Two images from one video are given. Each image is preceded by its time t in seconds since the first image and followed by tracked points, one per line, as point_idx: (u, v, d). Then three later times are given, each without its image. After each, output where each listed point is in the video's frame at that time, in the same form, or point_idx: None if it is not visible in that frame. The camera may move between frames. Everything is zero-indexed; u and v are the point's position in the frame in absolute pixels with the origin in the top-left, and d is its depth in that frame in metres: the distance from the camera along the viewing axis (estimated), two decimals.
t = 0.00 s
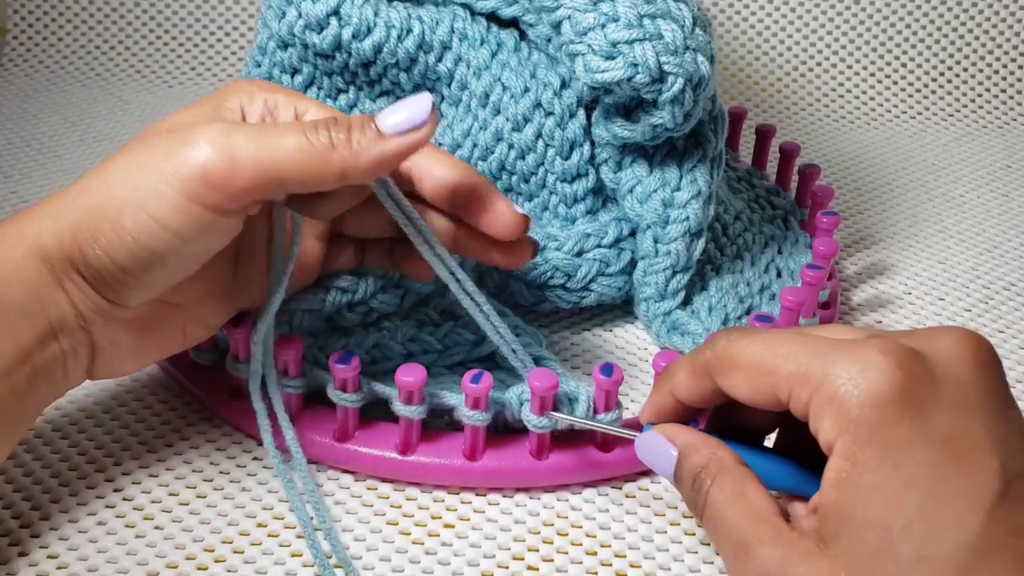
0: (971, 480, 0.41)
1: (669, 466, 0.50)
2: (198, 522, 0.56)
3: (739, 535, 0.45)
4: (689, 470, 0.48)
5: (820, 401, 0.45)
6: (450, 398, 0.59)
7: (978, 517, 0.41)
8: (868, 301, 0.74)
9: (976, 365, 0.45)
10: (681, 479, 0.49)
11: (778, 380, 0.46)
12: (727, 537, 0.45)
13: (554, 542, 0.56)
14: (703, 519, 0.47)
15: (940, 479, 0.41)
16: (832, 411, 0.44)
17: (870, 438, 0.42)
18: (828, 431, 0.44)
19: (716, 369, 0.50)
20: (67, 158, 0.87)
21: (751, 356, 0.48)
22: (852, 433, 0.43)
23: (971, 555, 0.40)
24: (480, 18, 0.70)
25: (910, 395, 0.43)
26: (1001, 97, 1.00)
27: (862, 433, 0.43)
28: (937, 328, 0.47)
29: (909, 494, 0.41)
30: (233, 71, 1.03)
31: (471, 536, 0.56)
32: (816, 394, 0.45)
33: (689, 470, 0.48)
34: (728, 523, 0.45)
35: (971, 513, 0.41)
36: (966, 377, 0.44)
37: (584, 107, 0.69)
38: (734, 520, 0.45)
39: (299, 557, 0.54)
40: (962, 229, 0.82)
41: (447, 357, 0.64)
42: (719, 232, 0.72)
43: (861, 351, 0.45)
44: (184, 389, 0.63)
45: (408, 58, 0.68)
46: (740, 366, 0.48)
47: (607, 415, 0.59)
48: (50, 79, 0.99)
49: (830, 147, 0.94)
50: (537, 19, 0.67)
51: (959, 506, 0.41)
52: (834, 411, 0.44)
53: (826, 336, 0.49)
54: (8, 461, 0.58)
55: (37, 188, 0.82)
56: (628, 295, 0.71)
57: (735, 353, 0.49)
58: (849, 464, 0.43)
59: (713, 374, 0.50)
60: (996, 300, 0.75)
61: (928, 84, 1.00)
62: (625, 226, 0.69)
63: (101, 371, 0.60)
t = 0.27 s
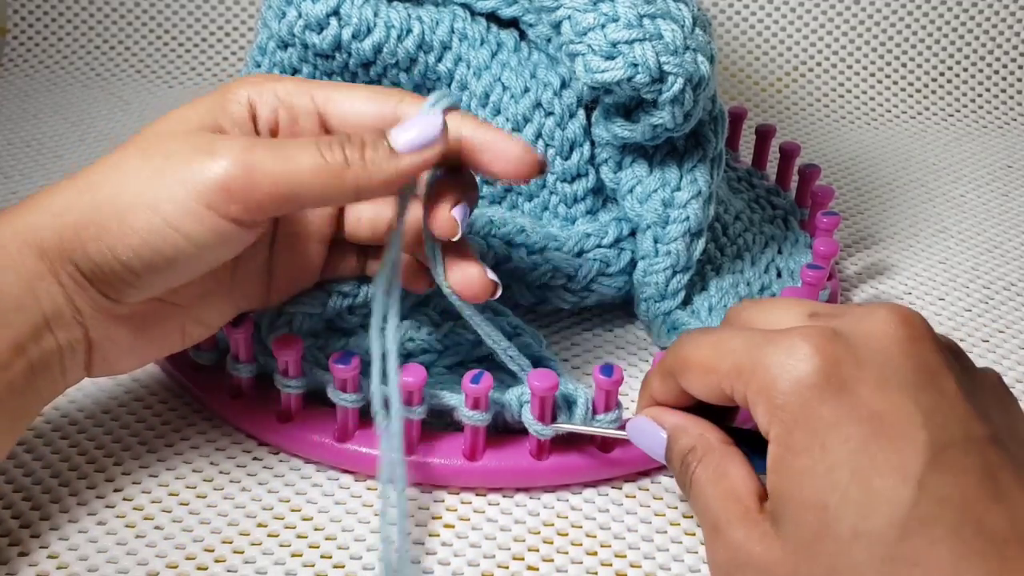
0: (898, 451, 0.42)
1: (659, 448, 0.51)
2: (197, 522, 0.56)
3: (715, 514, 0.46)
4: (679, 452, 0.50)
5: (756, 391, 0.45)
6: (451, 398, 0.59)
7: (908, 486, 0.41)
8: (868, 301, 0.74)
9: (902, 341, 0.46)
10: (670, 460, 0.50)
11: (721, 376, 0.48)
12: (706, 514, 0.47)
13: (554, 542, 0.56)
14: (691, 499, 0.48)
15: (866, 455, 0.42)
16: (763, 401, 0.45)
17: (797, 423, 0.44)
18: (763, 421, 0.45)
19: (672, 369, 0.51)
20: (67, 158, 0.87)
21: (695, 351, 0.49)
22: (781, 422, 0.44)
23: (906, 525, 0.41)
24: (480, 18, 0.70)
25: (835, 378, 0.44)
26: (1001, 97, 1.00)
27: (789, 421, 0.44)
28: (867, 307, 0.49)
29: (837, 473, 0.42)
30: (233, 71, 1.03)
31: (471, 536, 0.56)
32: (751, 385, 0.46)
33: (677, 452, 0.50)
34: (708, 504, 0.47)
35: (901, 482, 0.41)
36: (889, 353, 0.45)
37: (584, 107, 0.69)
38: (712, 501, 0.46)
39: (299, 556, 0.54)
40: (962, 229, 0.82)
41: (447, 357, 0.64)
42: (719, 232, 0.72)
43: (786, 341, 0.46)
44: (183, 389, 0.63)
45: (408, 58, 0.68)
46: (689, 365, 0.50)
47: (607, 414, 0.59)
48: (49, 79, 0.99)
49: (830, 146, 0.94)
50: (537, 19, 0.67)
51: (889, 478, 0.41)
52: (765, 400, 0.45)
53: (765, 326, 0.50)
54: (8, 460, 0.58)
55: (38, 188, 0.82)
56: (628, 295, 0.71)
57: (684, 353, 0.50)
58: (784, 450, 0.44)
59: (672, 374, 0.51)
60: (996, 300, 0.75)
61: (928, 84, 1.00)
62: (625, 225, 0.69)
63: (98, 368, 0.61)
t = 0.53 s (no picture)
0: (903, 451, 0.42)
1: (660, 449, 0.51)
2: (198, 523, 0.56)
3: (716, 515, 0.46)
4: (679, 453, 0.50)
5: (760, 389, 0.45)
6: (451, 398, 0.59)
7: (913, 485, 0.41)
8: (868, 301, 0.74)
9: (905, 342, 0.46)
10: (669, 461, 0.50)
11: (725, 375, 0.48)
12: (706, 515, 0.47)
13: (554, 540, 0.56)
14: (690, 499, 0.48)
15: (873, 454, 0.42)
16: (767, 400, 0.45)
17: (803, 422, 0.44)
18: (767, 420, 0.45)
19: (675, 369, 0.51)
20: (67, 158, 0.87)
21: (699, 350, 0.49)
22: (786, 421, 0.44)
23: (911, 524, 0.41)
24: (479, 18, 0.70)
25: (839, 378, 0.44)
26: (1001, 97, 1.00)
27: (793, 420, 0.44)
28: (873, 308, 0.48)
29: (844, 472, 0.42)
30: (233, 71, 1.03)
31: (471, 536, 0.56)
32: (754, 384, 0.46)
33: (676, 453, 0.50)
34: (708, 504, 0.47)
35: (906, 481, 0.41)
36: (893, 353, 0.45)
37: (584, 107, 0.69)
38: (713, 502, 0.46)
39: (299, 557, 0.54)
40: (962, 229, 0.82)
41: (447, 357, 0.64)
42: (719, 232, 0.72)
43: (790, 340, 0.46)
44: (184, 390, 0.64)
45: (408, 59, 0.68)
46: (693, 364, 0.50)
47: (607, 414, 0.59)
48: (50, 79, 0.99)
49: (829, 146, 0.94)
50: (537, 19, 0.67)
51: (894, 477, 0.41)
52: (768, 399, 0.45)
53: (768, 327, 0.50)
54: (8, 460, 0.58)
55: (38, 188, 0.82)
56: (628, 295, 0.71)
57: (688, 352, 0.50)
58: (788, 449, 0.44)
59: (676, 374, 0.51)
60: (996, 300, 0.75)
61: (928, 84, 1.00)
62: (624, 225, 0.69)
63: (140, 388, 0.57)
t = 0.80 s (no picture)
0: (899, 443, 0.42)
1: (658, 446, 0.51)
2: (198, 523, 0.56)
3: (716, 514, 0.46)
4: (678, 452, 0.50)
5: (754, 384, 0.45)
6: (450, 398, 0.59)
7: (910, 477, 0.41)
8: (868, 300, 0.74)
9: (897, 336, 0.46)
10: (668, 460, 0.50)
11: (720, 373, 0.48)
12: (707, 514, 0.47)
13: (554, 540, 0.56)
14: (690, 498, 0.48)
15: (869, 448, 0.42)
16: (761, 394, 0.45)
17: (798, 418, 0.43)
18: (761, 415, 0.45)
19: (672, 368, 0.51)
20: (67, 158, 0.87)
21: (695, 349, 0.49)
22: (781, 416, 0.44)
23: (910, 514, 0.41)
24: (479, 18, 0.70)
25: (832, 372, 0.44)
26: (1001, 97, 1.00)
27: (789, 416, 0.44)
28: (862, 305, 0.49)
29: (841, 466, 0.42)
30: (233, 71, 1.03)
31: (471, 536, 0.56)
32: (748, 380, 0.46)
33: (676, 451, 0.50)
34: (709, 502, 0.47)
35: (904, 473, 0.41)
36: (887, 349, 0.45)
37: (584, 107, 0.69)
38: (713, 499, 0.46)
39: (299, 556, 0.54)
40: (962, 229, 0.82)
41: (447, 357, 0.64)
42: (719, 232, 0.72)
43: (782, 338, 0.46)
44: (184, 390, 0.64)
45: (408, 59, 0.68)
46: (690, 364, 0.50)
47: (607, 414, 0.59)
48: (49, 79, 1.00)
49: (830, 147, 0.94)
50: (537, 19, 0.67)
51: (892, 469, 0.41)
52: (763, 394, 0.45)
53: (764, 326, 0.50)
54: (8, 461, 0.58)
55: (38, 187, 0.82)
56: (628, 295, 0.71)
57: (684, 351, 0.50)
58: (784, 445, 0.44)
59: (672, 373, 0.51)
60: (996, 300, 0.75)
61: (928, 84, 1.00)
62: (624, 225, 0.69)
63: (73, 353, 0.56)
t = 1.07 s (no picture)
0: (897, 446, 0.42)
1: (655, 447, 0.51)
2: (197, 523, 0.56)
3: (716, 516, 0.46)
4: (678, 453, 0.50)
5: (750, 390, 0.45)
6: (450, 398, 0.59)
7: (908, 479, 0.41)
8: (868, 300, 0.74)
9: (892, 339, 0.46)
10: (667, 462, 0.50)
11: (716, 376, 0.48)
12: (707, 516, 0.47)
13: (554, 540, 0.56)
14: (690, 500, 0.48)
15: (867, 451, 0.42)
16: (757, 400, 0.45)
17: (794, 423, 0.44)
18: (757, 421, 0.45)
19: (668, 371, 0.51)
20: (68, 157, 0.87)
21: (692, 352, 0.49)
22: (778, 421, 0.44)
23: (908, 516, 0.41)
24: (479, 18, 0.70)
25: (829, 378, 0.44)
26: (1001, 97, 1.00)
27: (785, 420, 0.44)
28: (857, 308, 0.49)
29: (838, 470, 0.42)
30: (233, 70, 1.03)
31: (471, 536, 0.56)
32: (745, 385, 0.46)
33: (676, 452, 0.50)
34: (709, 504, 0.47)
35: (901, 476, 0.41)
36: (883, 352, 0.45)
37: (584, 107, 0.68)
38: (712, 501, 0.46)
39: (299, 556, 0.54)
40: (962, 229, 0.82)
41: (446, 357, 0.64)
42: (719, 232, 0.72)
43: (779, 342, 0.46)
44: (184, 390, 0.63)
45: (408, 58, 0.67)
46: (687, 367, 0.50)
47: (607, 414, 0.59)
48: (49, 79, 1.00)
49: (830, 147, 0.94)
50: (537, 19, 0.67)
51: (889, 473, 0.41)
52: (759, 400, 0.45)
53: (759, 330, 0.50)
54: (8, 460, 0.58)
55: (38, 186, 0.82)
56: (628, 294, 0.71)
57: (681, 354, 0.50)
58: (780, 448, 0.44)
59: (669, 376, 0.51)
60: (996, 300, 0.75)
61: (928, 84, 1.00)
62: (625, 225, 0.69)
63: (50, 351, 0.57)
